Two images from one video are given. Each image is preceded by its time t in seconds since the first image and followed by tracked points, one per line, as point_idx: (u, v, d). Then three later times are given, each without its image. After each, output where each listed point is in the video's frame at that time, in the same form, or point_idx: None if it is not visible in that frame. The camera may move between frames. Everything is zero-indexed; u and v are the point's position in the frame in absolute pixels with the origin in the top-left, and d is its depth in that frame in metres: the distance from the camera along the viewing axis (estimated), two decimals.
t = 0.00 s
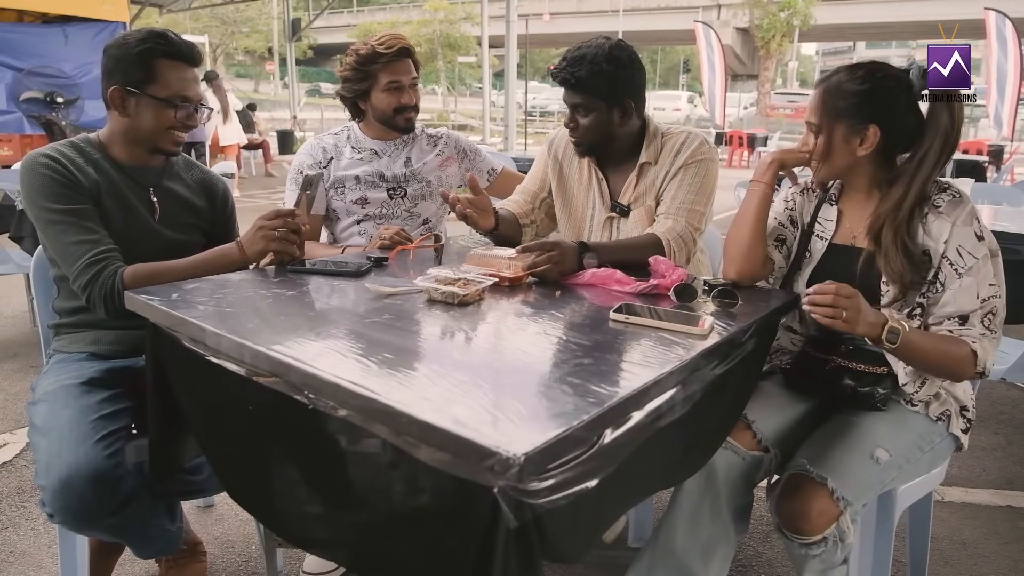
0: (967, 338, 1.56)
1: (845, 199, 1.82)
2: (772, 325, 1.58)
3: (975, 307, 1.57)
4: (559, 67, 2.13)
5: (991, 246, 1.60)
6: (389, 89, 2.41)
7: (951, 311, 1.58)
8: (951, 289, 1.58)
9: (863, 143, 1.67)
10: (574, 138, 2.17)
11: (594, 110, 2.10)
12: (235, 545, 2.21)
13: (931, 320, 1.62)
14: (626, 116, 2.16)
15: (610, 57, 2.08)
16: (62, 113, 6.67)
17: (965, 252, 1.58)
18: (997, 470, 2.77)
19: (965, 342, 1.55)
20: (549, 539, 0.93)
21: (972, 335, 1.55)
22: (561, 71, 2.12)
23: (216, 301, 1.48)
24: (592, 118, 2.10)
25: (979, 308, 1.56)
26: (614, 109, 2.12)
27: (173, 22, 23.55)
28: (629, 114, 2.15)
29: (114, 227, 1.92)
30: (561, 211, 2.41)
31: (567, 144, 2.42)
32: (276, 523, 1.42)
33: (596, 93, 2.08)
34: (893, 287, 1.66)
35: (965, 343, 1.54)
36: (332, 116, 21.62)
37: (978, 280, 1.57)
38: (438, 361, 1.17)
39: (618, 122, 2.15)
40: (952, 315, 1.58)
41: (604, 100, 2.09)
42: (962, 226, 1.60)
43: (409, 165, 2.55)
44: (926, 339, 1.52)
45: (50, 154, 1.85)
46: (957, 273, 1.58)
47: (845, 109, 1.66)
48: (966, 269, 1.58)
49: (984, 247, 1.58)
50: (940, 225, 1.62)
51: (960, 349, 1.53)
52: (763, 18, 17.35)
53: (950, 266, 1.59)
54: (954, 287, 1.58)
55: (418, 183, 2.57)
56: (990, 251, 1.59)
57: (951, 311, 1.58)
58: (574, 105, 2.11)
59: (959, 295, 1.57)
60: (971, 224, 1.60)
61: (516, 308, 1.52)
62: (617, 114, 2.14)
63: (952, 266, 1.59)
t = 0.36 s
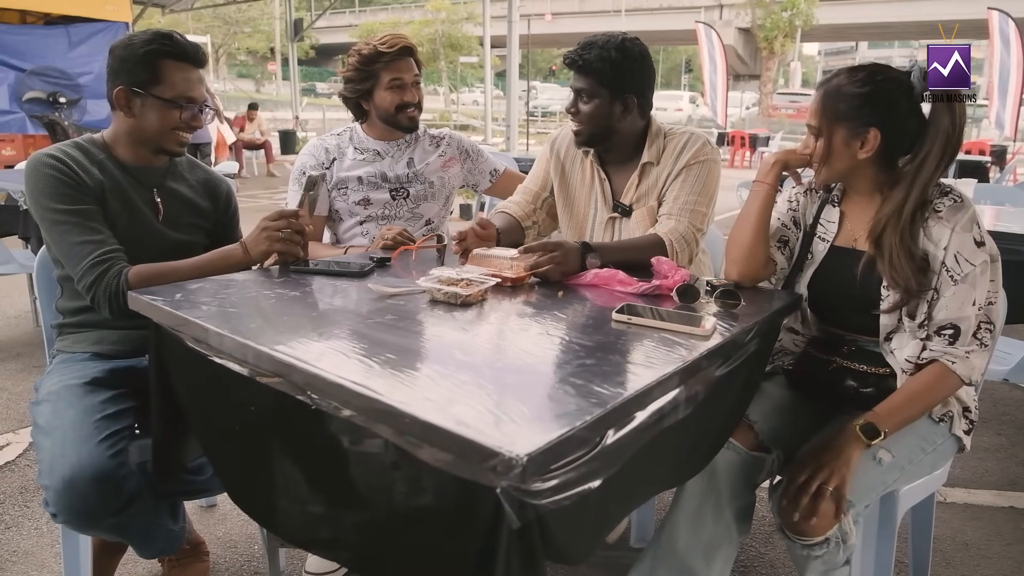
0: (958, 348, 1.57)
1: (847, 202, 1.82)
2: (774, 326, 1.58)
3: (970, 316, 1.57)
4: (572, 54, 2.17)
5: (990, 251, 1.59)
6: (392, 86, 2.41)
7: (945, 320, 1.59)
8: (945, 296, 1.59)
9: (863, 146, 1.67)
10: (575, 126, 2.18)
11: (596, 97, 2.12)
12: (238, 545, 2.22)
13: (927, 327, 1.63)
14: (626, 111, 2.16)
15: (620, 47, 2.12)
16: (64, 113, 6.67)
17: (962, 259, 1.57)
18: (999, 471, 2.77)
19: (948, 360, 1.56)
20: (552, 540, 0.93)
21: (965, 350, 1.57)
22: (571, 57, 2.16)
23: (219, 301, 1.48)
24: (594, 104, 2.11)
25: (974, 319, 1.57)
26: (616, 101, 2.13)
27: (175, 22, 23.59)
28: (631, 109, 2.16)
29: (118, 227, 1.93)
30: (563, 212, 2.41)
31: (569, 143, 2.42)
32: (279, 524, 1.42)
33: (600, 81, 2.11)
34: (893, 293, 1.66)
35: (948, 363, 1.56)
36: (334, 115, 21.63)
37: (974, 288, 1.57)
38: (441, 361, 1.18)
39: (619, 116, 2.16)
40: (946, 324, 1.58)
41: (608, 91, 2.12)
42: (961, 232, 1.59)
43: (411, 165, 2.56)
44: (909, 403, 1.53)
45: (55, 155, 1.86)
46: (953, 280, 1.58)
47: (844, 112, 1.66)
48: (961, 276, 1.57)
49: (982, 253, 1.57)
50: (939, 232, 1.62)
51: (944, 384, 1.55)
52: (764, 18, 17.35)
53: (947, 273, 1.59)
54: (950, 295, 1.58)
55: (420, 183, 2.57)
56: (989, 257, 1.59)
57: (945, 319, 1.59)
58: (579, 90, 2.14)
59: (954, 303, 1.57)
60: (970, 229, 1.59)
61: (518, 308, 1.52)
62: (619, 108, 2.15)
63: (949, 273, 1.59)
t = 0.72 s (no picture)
0: (953, 350, 1.57)
1: (848, 203, 1.82)
2: (776, 326, 1.59)
3: (966, 316, 1.57)
4: (574, 55, 2.16)
5: (988, 253, 1.60)
6: (384, 78, 2.42)
7: (941, 321, 1.59)
8: (941, 296, 1.59)
9: (865, 148, 1.68)
10: (580, 126, 2.18)
11: (602, 99, 2.11)
12: (239, 545, 2.22)
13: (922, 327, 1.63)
14: (631, 111, 2.17)
15: (626, 48, 2.13)
16: (65, 113, 6.68)
17: (961, 260, 1.58)
18: (1000, 472, 2.77)
19: (934, 361, 1.57)
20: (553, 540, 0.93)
21: (957, 351, 1.57)
22: (574, 58, 2.15)
23: (222, 302, 1.49)
24: (599, 106, 2.11)
25: (968, 319, 1.57)
26: (622, 102, 2.14)
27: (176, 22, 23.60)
28: (636, 109, 2.17)
29: (123, 228, 1.93)
30: (564, 212, 2.41)
31: (570, 144, 2.42)
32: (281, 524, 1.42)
33: (605, 82, 2.10)
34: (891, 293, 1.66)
35: (935, 363, 1.57)
36: (335, 116, 21.65)
37: (972, 289, 1.57)
38: (443, 362, 1.18)
39: (624, 116, 2.16)
40: (941, 324, 1.59)
41: (614, 92, 2.12)
42: (960, 233, 1.59)
43: (412, 165, 2.56)
44: (904, 405, 1.54)
45: (60, 156, 1.86)
46: (950, 281, 1.58)
47: (846, 114, 1.66)
48: (959, 278, 1.57)
49: (981, 255, 1.58)
50: (938, 233, 1.62)
51: (937, 384, 1.56)
52: (765, 18, 17.34)
53: (945, 273, 1.59)
54: (947, 296, 1.58)
55: (421, 184, 2.57)
56: (988, 259, 1.59)
57: (940, 319, 1.59)
58: (583, 91, 2.13)
59: (951, 304, 1.58)
60: (970, 231, 1.59)
61: (519, 309, 1.52)
62: (624, 109, 2.15)
63: (946, 274, 1.59)
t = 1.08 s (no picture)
0: (951, 351, 1.57)
1: (847, 204, 1.83)
2: (774, 327, 1.59)
3: (965, 318, 1.57)
4: (577, 58, 2.14)
5: (987, 254, 1.60)
6: (364, 77, 2.43)
7: (939, 322, 1.59)
8: (940, 298, 1.59)
9: (864, 149, 1.68)
10: (595, 131, 2.17)
11: (617, 101, 2.12)
12: (239, 545, 2.23)
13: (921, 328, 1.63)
14: (641, 109, 2.22)
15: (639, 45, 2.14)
16: (66, 113, 6.69)
17: (960, 262, 1.58)
18: (999, 472, 2.78)
19: (934, 363, 1.57)
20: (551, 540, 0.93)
21: (956, 352, 1.58)
22: (581, 61, 2.13)
23: (221, 303, 1.49)
24: (614, 109, 2.11)
25: (967, 321, 1.57)
26: (635, 99, 2.17)
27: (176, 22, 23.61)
28: (645, 106, 2.22)
29: (125, 227, 1.94)
30: (564, 213, 2.42)
31: (569, 145, 2.42)
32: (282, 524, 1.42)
33: (618, 81, 2.11)
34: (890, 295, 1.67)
35: (935, 364, 1.57)
36: (336, 116, 21.67)
37: (971, 290, 1.57)
38: (442, 363, 1.18)
39: (636, 113, 2.20)
40: (940, 326, 1.59)
41: (626, 89, 2.13)
42: (958, 235, 1.60)
43: (415, 165, 2.57)
44: (903, 407, 1.54)
45: (62, 155, 1.86)
46: (949, 282, 1.59)
47: (845, 116, 1.66)
48: (957, 279, 1.58)
49: (979, 257, 1.58)
50: (936, 235, 1.62)
51: (935, 386, 1.56)
52: (766, 18, 17.33)
53: (943, 275, 1.60)
54: (945, 297, 1.59)
55: (424, 184, 2.58)
56: (987, 261, 1.59)
57: (939, 321, 1.59)
58: (596, 94, 2.11)
59: (950, 305, 1.58)
60: (968, 233, 1.60)
61: (518, 310, 1.53)
62: (636, 105, 2.19)
63: (945, 275, 1.59)
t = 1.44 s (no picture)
0: (947, 351, 1.58)
1: (846, 207, 1.84)
2: (772, 330, 1.60)
3: (961, 319, 1.57)
4: (582, 56, 2.17)
5: (983, 255, 1.61)
6: (363, 77, 2.45)
7: (936, 322, 1.60)
8: (937, 298, 1.60)
9: (863, 154, 1.69)
10: (598, 128, 2.18)
11: (620, 99, 2.15)
12: (239, 546, 2.24)
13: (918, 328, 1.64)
14: (642, 110, 2.26)
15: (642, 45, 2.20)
16: (66, 114, 6.70)
17: (956, 262, 1.59)
18: (996, 473, 2.79)
19: (930, 364, 1.58)
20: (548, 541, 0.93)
21: (953, 353, 1.58)
22: (586, 57, 2.16)
23: (222, 307, 1.50)
24: (618, 105, 2.15)
25: (963, 321, 1.58)
26: (637, 98, 2.21)
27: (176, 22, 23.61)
28: (647, 106, 2.26)
29: (125, 230, 1.94)
30: (563, 216, 2.43)
31: (568, 147, 2.44)
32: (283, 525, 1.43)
33: (623, 79, 2.15)
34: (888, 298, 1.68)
35: (930, 364, 1.58)
36: (335, 116, 21.60)
37: (967, 290, 1.58)
38: (441, 367, 1.19)
39: (637, 113, 2.23)
40: (936, 326, 1.60)
41: (630, 88, 2.17)
42: (955, 235, 1.61)
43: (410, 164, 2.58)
44: (898, 410, 1.55)
45: (63, 159, 1.87)
46: (945, 283, 1.59)
47: (844, 120, 1.67)
48: (954, 280, 1.58)
49: (976, 257, 1.59)
50: (933, 236, 1.63)
51: (931, 387, 1.57)
52: (766, 18, 17.33)
53: (940, 276, 1.60)
54: (942, 297, 1.60)
55: (418, 183, 2.59)
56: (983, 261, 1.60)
57: (935, 321, 1.60)
58: (600, 90, 2.14)
59: (947, 305, 1.59)
60: (965, 233, 1.61)
61: (516, 313, 1.54)
62: (638, 106, 2.23)
63: (942, 276, 1.60)
